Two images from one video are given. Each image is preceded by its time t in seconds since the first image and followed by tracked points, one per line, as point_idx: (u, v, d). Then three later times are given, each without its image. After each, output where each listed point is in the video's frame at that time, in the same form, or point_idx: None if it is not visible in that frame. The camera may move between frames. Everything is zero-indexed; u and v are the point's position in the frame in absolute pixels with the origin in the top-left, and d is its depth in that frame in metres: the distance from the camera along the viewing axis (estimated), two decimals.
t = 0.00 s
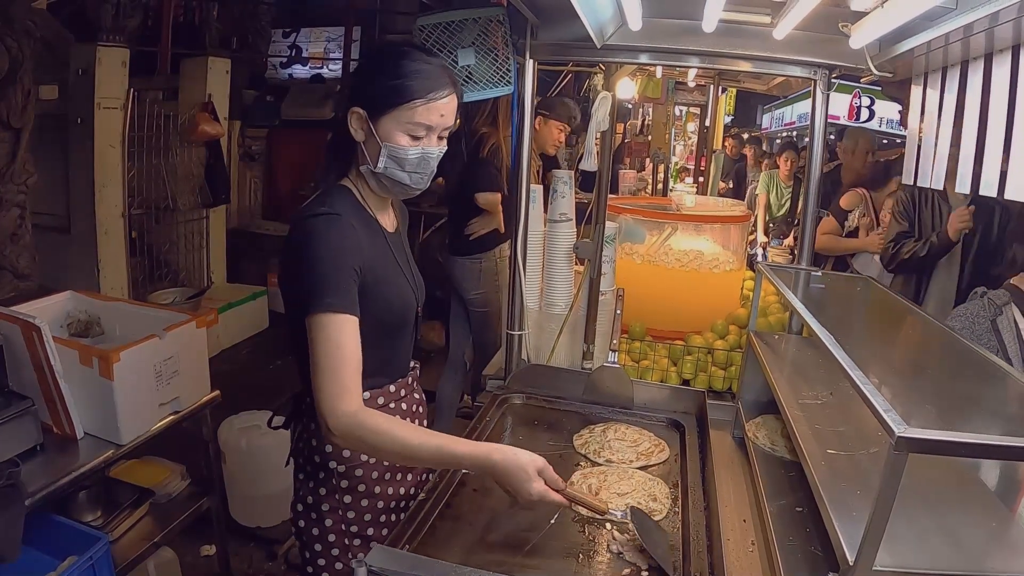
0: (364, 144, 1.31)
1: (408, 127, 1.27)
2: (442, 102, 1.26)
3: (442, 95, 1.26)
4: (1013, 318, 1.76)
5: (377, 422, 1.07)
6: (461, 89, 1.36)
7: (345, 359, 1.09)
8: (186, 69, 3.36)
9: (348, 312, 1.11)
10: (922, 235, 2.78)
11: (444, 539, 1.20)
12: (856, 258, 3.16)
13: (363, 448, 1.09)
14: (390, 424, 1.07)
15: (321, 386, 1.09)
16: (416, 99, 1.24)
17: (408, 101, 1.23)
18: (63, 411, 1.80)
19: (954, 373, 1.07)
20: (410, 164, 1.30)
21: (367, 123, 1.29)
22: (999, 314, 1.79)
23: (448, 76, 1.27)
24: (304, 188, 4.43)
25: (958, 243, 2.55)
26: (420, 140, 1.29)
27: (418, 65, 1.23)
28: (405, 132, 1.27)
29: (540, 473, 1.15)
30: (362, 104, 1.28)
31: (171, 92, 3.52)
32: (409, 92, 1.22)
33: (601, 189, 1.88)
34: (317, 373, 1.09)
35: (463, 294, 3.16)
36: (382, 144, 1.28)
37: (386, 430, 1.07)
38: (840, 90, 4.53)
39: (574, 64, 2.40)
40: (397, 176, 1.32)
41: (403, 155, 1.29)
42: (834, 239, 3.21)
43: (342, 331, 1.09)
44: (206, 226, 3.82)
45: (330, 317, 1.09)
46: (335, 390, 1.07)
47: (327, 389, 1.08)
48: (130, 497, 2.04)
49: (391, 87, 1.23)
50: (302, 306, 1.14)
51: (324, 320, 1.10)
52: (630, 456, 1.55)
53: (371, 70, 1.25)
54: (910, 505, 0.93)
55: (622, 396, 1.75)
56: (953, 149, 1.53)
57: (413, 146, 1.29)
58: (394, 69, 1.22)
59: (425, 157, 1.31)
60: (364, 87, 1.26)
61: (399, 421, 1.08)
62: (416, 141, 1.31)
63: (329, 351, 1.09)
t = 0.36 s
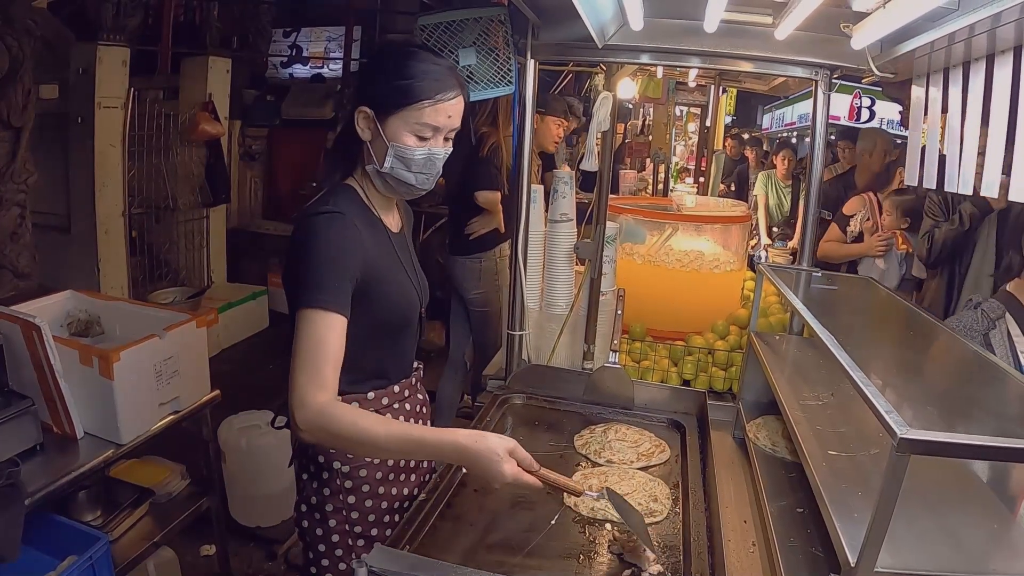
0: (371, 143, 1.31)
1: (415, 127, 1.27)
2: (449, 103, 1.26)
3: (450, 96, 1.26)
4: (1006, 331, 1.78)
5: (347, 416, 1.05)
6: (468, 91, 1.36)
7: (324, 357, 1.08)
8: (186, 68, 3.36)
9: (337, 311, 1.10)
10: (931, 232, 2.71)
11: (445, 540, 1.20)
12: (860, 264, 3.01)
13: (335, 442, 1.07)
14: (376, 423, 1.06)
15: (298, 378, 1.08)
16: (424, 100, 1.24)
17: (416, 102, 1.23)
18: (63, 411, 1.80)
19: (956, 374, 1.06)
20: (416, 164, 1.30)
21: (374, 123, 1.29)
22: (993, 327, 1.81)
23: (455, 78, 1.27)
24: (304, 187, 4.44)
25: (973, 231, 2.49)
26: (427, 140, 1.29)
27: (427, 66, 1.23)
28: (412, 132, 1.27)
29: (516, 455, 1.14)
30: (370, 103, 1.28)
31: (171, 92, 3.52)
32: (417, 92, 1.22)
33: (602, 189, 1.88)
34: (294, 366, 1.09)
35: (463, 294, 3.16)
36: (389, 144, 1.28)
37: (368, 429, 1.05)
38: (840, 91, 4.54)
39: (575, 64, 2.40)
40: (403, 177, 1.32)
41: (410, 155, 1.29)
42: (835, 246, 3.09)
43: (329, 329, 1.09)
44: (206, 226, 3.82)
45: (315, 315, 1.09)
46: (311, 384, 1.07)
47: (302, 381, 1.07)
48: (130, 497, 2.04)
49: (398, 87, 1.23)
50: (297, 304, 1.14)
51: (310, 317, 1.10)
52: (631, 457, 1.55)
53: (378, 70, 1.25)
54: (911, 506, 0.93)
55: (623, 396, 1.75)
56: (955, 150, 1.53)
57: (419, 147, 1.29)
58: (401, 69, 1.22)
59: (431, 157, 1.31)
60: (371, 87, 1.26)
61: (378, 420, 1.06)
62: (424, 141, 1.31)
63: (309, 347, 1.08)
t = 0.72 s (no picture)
0: (373, 142, 1.31)
1: (417, 126, 1.27)
2: (451, 103, 1.26)
3: (452, 96, 1.26)
4: None
5: (344, 412, 1.06)
6: (469, 90, 1.36)
7: (322, 356, 1.08)
8: (187, 67, 3.36)
9: (337, 308, 1.10)
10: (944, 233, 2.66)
11: (445, 539, 1.20)
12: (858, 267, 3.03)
13: (332, 440, 1.08)
14: (363, 418, 1.06)
15: (300, 375, 1.08)
16: (427, 99, 1.24)
17: (418, 101, 1.23)
18: (63, 409, 1.80)
19: (957, 375, 1.06)
20: (417, 163, 1.30)
21: (376, 121, 1.29)
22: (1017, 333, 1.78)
23: (457, 78, 1.27)
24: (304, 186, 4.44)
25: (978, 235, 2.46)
26: (428, 140, 1.29)
27: (429, 65, 1.23)
28: (414, 131, 1.27)
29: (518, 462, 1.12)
30: (372, 102, 1.28)
31: (172, 90, 3.52)
32: (419, 92, 1.22)
33: (602, 188, 1.88)
34: (297, 363, 1.09)
35: (464, 293, 3.16)
36: (391, 142, 1.28)
37: (359, 425, 1.05)
38: (841, 91, 4.55)
39: (575, 63, 2.40)
40: (404, 175, 1.31)
41: (411, 154, 1.29)
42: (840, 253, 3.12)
43: (328, 326, 1.09)
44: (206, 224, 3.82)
45: (313, 312, 1.09)
46: (311, 381, 1.07)
47: (304, 379, 1.08)
48: (130, 495, 2.04)
49: (400, 86, 1.23)
50: (297, 302, 1.13)
51: (309, 314, 1.10)
52: (630, 456, 1.55)
53: (380, 69, 1.25)
54: (911, 507, 0.93)
55: (624, 395, 1.75)
56: (955, 150, 1.52)
57: (421, 146, 1.29)
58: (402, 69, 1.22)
59: (431, 157, 1.30)
60: (373, 85, 1.26)
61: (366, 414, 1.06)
62: (425, 141, 1.31)
63: (310, 343, 1.09)
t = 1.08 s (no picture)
0: (377, 136, 1.31)
1: (421, 121, 1.26)
2: (456, 97, 1.26)
3: (457, 91, 1.25)
4: None
5: (350, 407, 1.05)
6: (475, 85, 1.35)
7: (327, 352, 1.07)
8: (189, 63, 3.35)
9: (340, 303, 1.10)
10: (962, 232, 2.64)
11: (446, 534, 1.19)
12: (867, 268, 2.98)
13: (336, 435, 1.07)
14: (367, 413, 1.05)
15: (301, 370, 1.07)
16: (432, 93, 1.23)
17: (423, 95, 1.23)
18: (63, 404, 1.79)
19: (963, 372, 1.05)
20: (422, 157, 1.29)
21: (381, 114, 1.29)
22: None
23: (463, 73, 1.26)
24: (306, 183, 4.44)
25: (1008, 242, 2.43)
26: (433, 134, 1.29)
27: (436, 59, 1.22)
28: (418, 125, 1.27)
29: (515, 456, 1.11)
30: (378, 95, 1.28)
31: (174, 87, 3.52)
32: (425, 86, 1.22)
33: (605, 185, 1.87)
34: (299, 357, 1.08)
35: (466, 289, 3.16)
36: (395, 136, 1.28)
37: (362, 421, 1.05)
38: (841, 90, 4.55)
39: (577, 58, 2.40)
40: (408, 169, 1.31)
41: (415, 149, 1.28)
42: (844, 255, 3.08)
43: (332, 322, 1.09)
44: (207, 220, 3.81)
45: (319, 307, 1.09)
46: (314, 376, 1.06)
47: (307, 374, 1.07)
48: (130, 491, 2.04)
49: (406, 80, 1.22)
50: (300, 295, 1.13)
51: (313, 308, 1.09)
52: (633, 452, 1.54)
53: (386, 62, 1.25)
54: (916, 502, 0.93)
55: (626, 391, 1.74)
56: (956, 146, 1.52)
57: (425, 140, 1.28)
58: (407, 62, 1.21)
59: (436, 151, 1.30)
60: (378, 79, 1.26)
61: (371, 410, 1.06)
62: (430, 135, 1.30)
63: (313, 339, 1.08)
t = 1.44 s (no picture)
0: (387, 124, 1.30)
1: (433, 110, 1.26)
2: (467, 87, 1.26)
3: (468, 80, 1.25)
4: None
5: (342, 393, 1.04)
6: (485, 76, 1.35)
7: (322, 332, 1.07)
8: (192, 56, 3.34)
9: (343, 290, 1.10)
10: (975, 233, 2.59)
11: (453, 523, 1.19)
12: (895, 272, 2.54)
13: (324, 418, 1.07)
14: (364, 401, 1.05)
15: (295, 346, 1.07)
16: (443, 82, 1.23)
17: (434, 84, 1.22)
18: (67, 394, 1.79)
19: (972, 361, 1.05)
20: (432, 147, 1.29)
21: (392, 103, 1.28)
22: None
23: (474, 63, 1.26)
24: (308, 177, 4.43)
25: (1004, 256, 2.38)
26: (443, 123, 1.29)
27: (447, 48, 1.22)
28: (429, 115, 1.27)
29: (506, 444, 1.11)
30: (389, 83, 1.27)
31: (176, 80, 3.51)
32: (436, 75, 1.21)
33: (610, 179, 1.87)
34: (292, 340, 1.08)
35: (469, 283, 3.16)
36: (406, 124, 1.27)
37: (355, 408, 1.04)
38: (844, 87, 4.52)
39: (582, 51, 2.39)
40: (418, 159, 1.30)
41: (426, 138, 1.28)
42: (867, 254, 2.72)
43: (330, 306, 1.08)
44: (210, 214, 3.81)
45: (321, 294, 1.08)
46: (307, 360, 1.05)
47: (299, 357, 1.06)
48: (132, 482, 2.04)
49: (416, 69, 1.21)
50: (302, 283, 1.13)
51: (315, 294, 1.09)
52: (639, 443, 1.54)
53: (397, 51, 1.24)
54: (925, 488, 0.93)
55: (631, 383, 1.74)
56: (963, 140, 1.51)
57: (436, 129, 1.28)
58: (418, 51, 1.21)
59: (446, 141, 1.30)
60: (390, 67, 1.26)
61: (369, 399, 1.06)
62: (441, 125, 1.30)
63: (314, 326, 1.07)
